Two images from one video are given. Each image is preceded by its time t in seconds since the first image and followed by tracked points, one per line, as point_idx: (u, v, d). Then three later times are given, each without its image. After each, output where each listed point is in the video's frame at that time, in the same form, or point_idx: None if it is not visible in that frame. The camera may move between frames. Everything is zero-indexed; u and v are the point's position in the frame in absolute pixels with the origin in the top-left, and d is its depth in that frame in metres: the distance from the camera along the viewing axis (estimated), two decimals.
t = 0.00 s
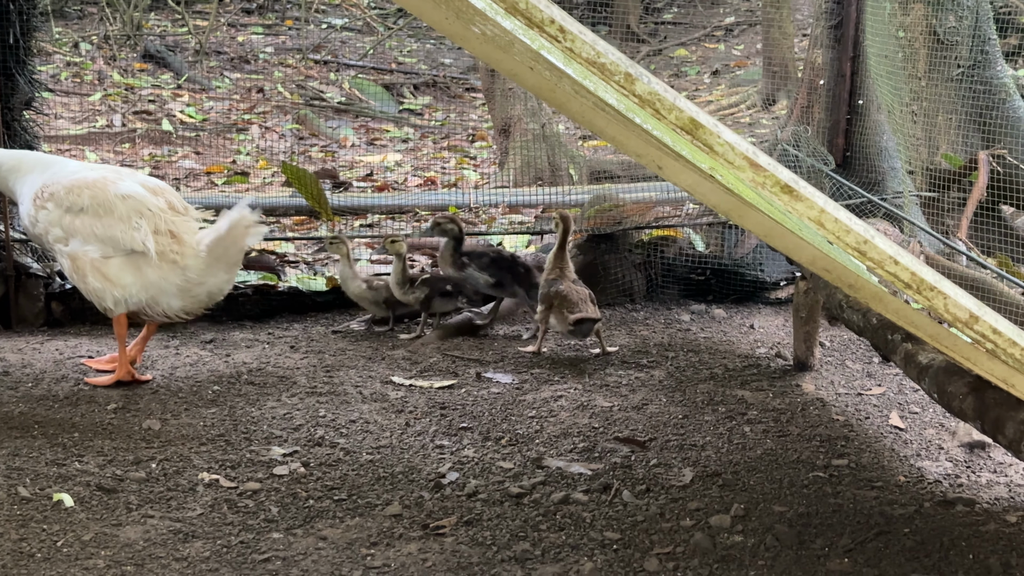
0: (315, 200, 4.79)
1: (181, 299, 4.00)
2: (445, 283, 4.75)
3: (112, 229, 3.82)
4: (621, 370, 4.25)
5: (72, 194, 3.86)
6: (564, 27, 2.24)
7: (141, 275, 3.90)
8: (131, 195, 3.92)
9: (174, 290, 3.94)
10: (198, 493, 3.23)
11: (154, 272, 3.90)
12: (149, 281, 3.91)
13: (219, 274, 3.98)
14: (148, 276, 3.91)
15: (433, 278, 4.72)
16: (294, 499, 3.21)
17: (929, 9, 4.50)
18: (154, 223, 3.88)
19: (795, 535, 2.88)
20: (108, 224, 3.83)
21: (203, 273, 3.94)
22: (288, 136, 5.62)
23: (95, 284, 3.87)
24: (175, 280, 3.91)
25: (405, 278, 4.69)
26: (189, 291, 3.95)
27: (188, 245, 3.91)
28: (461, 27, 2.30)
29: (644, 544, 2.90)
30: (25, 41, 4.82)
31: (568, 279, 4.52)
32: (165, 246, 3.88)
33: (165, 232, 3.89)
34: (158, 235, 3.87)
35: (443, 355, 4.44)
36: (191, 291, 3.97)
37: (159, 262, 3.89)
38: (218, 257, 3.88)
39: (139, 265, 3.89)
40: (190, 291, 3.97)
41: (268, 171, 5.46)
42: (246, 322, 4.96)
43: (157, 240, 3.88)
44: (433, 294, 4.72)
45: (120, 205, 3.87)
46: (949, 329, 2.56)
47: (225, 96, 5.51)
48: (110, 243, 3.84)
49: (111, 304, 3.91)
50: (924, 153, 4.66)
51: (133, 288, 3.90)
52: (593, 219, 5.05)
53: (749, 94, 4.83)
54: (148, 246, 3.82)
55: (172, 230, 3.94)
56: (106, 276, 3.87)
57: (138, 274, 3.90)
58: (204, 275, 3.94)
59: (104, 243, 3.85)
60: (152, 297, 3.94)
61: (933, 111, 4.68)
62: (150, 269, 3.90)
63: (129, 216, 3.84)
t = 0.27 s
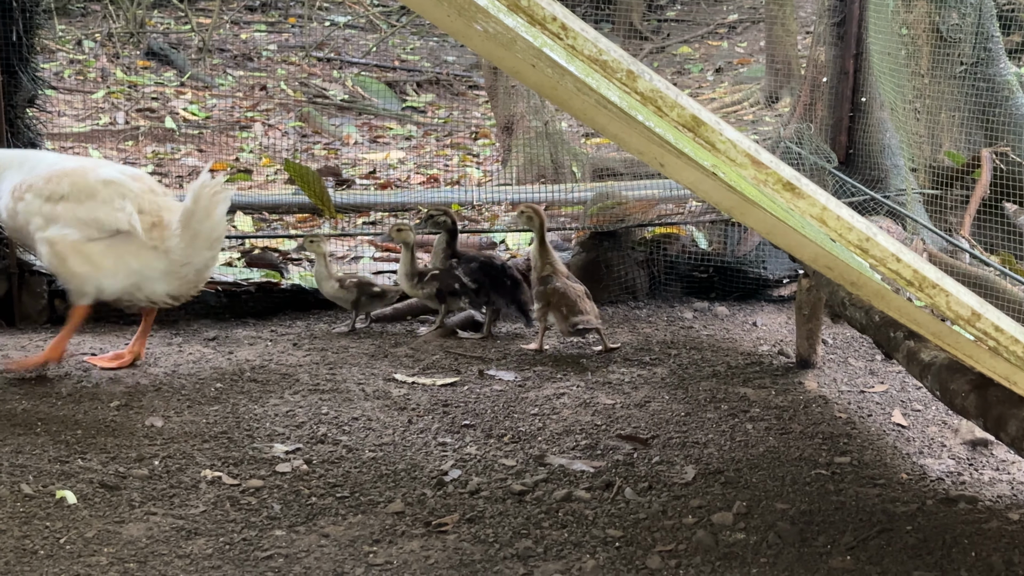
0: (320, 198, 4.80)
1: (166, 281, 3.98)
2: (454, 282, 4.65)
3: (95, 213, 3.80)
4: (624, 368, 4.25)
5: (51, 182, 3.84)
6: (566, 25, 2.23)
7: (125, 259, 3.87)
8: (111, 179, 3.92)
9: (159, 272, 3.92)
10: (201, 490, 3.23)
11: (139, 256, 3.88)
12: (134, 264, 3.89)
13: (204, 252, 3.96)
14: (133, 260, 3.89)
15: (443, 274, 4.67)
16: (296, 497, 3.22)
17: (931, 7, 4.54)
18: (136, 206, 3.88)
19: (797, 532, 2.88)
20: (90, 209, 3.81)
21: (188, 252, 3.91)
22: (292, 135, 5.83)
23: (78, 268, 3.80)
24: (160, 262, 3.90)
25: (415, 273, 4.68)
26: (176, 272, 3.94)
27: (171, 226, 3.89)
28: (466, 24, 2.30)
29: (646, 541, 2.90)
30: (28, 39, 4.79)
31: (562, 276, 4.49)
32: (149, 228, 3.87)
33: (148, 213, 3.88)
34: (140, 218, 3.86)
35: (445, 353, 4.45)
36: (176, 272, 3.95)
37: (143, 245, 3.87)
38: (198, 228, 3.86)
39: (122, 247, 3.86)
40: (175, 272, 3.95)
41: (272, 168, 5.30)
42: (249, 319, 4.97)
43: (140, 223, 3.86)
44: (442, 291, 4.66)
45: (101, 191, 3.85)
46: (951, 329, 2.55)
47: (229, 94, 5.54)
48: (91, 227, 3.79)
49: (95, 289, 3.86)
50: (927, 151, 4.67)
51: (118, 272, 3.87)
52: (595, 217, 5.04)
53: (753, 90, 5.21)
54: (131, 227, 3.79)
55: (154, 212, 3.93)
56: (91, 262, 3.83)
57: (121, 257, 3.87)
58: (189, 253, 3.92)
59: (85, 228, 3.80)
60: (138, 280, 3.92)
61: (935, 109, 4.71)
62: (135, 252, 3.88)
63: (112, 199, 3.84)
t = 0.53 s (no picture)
0: (330, 198, 4.84)
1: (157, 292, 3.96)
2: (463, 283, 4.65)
3: (78, 233, 3.77)
4: (633, 367, 4.26)
5: (29, 206, 3.78)
6: (576, 25, 2.27)
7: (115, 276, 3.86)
8: (89, 196, 3.86)
9: (150, 284, 3.91)
10: (212, 489, 3.25)
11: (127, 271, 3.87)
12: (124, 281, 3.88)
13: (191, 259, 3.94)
14: (121, 275, 3.88)
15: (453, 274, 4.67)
16: (307, 495, 3.23)
17: (942, 6, 4.50)
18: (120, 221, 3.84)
19: (806, 532, 2.88)
20: (74, 230, 3.78)
21: (176, 261, 3.90)
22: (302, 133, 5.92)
23: (69, 290, 3.82)
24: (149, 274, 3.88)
25: (423, 269, 4.68)
26: (165, 282, 3.92)
27: (155, 236, 3.88)
28: (475, 26, 2.32)
29: (655, 540, 2.91)
30: (39, 39, 4.72)
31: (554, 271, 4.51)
32: (134, 242, 3.84)
33: (131, 227, 3.86)
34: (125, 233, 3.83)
35: (455, 352, 4.45)
36: (167, 282, 3.94)
37: (129, 259, 3.86)
38: (185, 237, 3.85)
39: (110, 264, 3.86)
40: (165, 282, 3.94)
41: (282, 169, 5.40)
42: (259, 318, 4.98)
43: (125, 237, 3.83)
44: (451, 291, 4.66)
45: (81, 210, 3.81)
46: (960, 328, 2.55)
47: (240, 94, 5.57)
48: (76, 247, 3.79)
49: (87, 308, 3.87)
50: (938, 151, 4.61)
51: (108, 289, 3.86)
52: (605, 215, 5.01)
53: (762, 90, 5.14)
54: (116, 244, 3.78)
55: (137, 224, 3.90)
56: (79, 281, 3.83)
57: (109, 273, 3.87)
58: (178, 262, 3.90)
59: (70, 249, 3.79)
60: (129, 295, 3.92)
61: (946, 108, 4.68)
62: (122, 268, 3.86)
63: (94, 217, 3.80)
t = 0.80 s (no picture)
0: (347, 197, 4.84)
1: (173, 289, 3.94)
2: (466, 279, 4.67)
3: (94, 233, 3.74)
4: (650, 366, 4.26)
5: (42, 207, 3.73)
6: (593, 25, 2.25)
7: (132, 275, 3.84)
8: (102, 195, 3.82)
9: (167, 280, 3.89)
10: (229, 487, 3.26)
11: (144, 269, 3.84)
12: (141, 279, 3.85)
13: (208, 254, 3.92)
14: (138, 274, 3.85)
15: (454, 270, 4.69)
16: (324, 494, 3.24)
17: (959, 6, 4.56)
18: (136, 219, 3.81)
19: (823, 531, 2.87)
20: (88, 230, 3.74)
21: (193, 256, 3.88)
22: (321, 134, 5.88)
23: (88, 291, 3.78)
24: (166, 271, 3.86)
25: (424, 267, 4.70)
26: (183, 277, 3.90)
27: (171, 233, 3.85)
28: (492, 26, 2.31)
29: (672, 540, 2.90)
30: (58, 39, 4.75)
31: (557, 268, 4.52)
32: (150, 239, 3.82)
33: (146, 224, 3.84)
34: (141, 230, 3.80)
35: (471, 351, 4.45)
36: (184, 278, 3.92)
37: (146, 257, 3.83)
38: (202, 232, 3.83)
39: (127, 263, 3.83)
40: (182, 277, 3.91)
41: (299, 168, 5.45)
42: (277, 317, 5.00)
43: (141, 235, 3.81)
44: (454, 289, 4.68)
45: (96, 209, 3.77)
46: (977, 329, 2.54)
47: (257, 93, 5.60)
48: (92, 247, 3.76)
49: (105, 308, 3.83)
50: (955, 149, 4.72)
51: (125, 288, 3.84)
52: (621, 215, 4.96)
53: (780, 89, 5.15)
54: (133, 242, 3.76)
55: (151, 222, 3.88)
56: (97, 282, 3.79)
57: (126, 272, 3.83)
58: (194, 257, 3.88)
59: (86, 250, 3.76)
60: (147, 292, 3.89)
61: (964, 107, 4.73)
62: (139, 267, 3.84)
63: (109, 216, 3.77)
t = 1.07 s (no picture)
0: (375, 197, 4.87)
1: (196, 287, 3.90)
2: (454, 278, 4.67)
3: (119, 230, 3.70)
4: (676, 366, 4.25)
5: (66, 203, 3.68)
6: (620, 24, 2.27)
7: (156, 273, 3.80)
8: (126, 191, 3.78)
9: (190, 278, 3.85)
10: (256, 486, 3.27)
11: (168, 266, 3.80)
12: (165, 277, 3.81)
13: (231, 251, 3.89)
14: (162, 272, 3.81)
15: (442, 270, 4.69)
16: (350, 493, 3.24)
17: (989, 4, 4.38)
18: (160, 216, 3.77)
19: (851, 534, 2.86)
20: (113, 227, 3.70)
21: (217, 254, 3.84)
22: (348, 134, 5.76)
23: (114, 288, 3.74)
24: (190, 268, 3.82)
25: (414, 265, 4.69)
26: (207, 275, 3.86)
27: (194, 230, 3.81)
28: (519, 26, 2.31)
29: (698, 541, 2.89)
30: (88, 39, 4.78)
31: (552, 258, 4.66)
32: (175, 237, 3.78)
33: (170, 222, 3.80)
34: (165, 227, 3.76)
35: (497, 351, 4.46)
36: (207, 276, 3.88)
37: (170, 254, 3.79)
38: (227, 229, 3.80)
39: (152, 261, 3.80)
40: (205, 275, 3.87)
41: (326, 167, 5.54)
42: (303, 316, 5.03)
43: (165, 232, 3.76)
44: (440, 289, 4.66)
45: (120, 205, 3.73)
46: (1007, 330, 2.53)
47: (285, 92, 5.57)
48: (117, 245, 3.72)
49: (131, 306, 3.79)
50: (984, 150, 4.58)
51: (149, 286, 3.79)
52: (647, 215, 4.99)
53: (808, 89, 5.02)
54: (159, 239, 3.72)
55: (175, 219, 3.84)
56: (122, 280, 3.76)
57: (151, 270, 3.80)
58: (218, 255, 3.85)
59: (111, 246, 3.72)
60: (171, 290, 3.85)
61: (993, 107, 4.55)
62: (164, 264, 3.80)
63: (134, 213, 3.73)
